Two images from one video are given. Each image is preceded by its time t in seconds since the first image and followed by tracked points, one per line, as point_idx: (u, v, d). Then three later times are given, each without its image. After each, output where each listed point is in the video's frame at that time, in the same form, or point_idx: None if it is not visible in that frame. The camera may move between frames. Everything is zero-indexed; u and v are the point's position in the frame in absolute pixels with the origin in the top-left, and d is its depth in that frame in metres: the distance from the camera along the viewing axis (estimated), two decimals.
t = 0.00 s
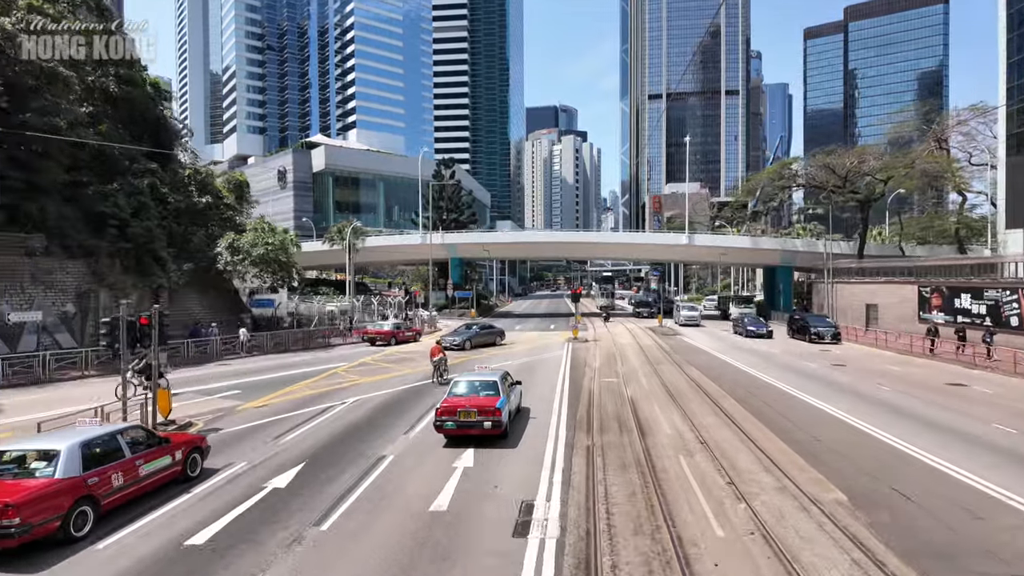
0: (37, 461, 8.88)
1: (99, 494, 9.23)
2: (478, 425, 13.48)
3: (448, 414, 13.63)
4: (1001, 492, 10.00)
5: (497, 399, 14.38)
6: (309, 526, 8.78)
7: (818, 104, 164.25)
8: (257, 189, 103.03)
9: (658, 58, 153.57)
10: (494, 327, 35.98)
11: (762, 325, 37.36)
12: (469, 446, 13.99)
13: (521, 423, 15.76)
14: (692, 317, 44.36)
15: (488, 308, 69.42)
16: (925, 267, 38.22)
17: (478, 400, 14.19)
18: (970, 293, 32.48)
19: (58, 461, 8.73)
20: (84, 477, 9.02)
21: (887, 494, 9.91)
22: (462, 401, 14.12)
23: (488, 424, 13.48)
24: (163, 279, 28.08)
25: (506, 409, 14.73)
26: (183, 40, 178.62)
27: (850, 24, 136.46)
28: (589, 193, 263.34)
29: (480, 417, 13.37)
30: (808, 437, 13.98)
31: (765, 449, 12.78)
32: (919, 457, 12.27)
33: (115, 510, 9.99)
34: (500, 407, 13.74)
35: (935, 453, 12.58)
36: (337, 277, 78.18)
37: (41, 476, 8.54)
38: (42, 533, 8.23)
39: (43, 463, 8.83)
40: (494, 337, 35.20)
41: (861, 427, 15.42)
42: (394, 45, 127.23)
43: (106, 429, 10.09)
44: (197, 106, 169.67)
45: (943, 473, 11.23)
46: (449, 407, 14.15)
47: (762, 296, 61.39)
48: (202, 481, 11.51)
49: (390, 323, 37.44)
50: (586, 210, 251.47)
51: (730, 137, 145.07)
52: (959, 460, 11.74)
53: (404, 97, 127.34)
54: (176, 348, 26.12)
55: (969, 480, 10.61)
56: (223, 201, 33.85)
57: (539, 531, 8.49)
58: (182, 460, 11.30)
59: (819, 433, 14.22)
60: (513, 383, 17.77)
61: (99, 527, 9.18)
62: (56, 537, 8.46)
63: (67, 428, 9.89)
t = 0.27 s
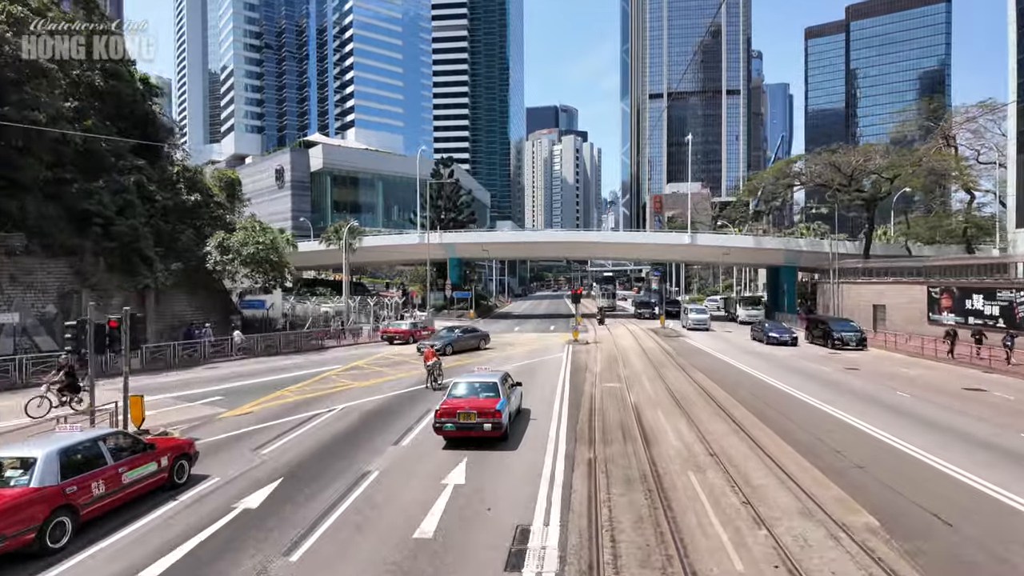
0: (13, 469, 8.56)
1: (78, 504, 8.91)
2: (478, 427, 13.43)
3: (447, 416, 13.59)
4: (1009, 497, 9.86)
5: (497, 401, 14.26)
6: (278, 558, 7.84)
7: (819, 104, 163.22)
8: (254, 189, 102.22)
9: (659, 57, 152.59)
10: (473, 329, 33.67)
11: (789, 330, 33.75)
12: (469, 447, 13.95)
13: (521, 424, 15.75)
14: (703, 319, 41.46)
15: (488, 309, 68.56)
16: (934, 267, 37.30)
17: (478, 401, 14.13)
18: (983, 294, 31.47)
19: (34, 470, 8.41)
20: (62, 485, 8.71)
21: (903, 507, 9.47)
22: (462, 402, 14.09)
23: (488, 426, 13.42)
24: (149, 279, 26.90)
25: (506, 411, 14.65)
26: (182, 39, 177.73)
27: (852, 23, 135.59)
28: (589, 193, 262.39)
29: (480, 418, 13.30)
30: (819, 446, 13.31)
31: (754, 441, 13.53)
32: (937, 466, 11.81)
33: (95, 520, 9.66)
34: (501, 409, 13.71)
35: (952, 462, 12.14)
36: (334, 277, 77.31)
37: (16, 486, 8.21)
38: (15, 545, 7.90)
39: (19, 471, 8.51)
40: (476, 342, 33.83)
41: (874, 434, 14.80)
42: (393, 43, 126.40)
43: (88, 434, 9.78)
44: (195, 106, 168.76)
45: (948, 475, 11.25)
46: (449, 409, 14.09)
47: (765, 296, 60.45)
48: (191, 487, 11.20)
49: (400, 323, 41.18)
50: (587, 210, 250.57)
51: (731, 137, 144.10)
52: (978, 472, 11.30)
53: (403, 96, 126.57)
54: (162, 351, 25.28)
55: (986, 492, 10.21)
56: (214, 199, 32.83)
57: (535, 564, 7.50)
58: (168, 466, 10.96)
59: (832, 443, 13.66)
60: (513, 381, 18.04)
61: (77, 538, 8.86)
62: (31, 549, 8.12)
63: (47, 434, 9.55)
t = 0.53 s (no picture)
0: None
1: (48, 517, 8.34)
2: (478, 429, 13.27)
3: (446, 418, 13.42)
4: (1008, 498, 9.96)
5: (497, 402, 14.14)
6: None
7: (820, 103, 162.36)
8: (251, 188, 101.28)
9: (660, 57, 151.94)
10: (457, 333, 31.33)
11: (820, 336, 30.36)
12: (467, 450, 13.78)
13: (520, 426, 15.64)
14: (715, 323, 38.43)
15: (486, 309, 67.66)
16: (943, 267, 36.29)
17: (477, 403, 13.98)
18: (995, 294, 30.49)
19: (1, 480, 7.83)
20: (31, 498, 8.13)
21: (921, 519, 9.11)
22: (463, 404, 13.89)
23: (487, 429, 13.24)
24: (134, 278, 25.85)
25: (506, 412, 14.50)
26: (180, 38, 176.53)
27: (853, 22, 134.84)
28: (590, 193, 261.65)
29: (479, 420, 13.16)
30: (830, 453, 12.65)
31: (757, 442, 13.29)
32: (937, 466, 11.88)
33: (67, 533, 9.06)
34: (500, 411, 13.57)
35: (962, 466, 11.91)
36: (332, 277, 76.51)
37: None
38: None
39: None
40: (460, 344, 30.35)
41: (882, 438, 14.28)
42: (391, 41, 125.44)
43: (61, 442, 9.20)
44: (194, 106, 167.70)
45: (945, 474, 11.35)
46: (449, 410, 13.95)
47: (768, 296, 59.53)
48: (172, 498, 10.56)
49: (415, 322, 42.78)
50: (587, 210, 249.68)
51: (731, 136, 143.18)
52: (985, 476, 11.11)
53: (401, 95, 125.67)
54: (147, 354, 24.41)
55: (990, 495, 10.13)
56: (203, 196, 31.82)
57: None
58: (147, 475, 10.35)
59: (839, 446, 13.28)
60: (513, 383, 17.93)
61: (47, 554, 8.28)
62: None
63: (16, 442, 8.96)
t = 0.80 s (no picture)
0: None
1: (9, 536, 7.66)
2: (478, 432, 13.11)
3: (445, 421, 13.30)
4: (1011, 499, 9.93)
5: (496, 406, 14.13)
6: None
7: (821, 104, 161.92)
8: (249, 188, 100.41)
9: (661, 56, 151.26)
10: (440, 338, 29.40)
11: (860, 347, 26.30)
12: (467, 454, 13.67)
13: (521, 429, 15.54)
14: (728, 327, 35.52)
15: (485, 310, 66.78)
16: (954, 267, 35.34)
17: (475, 406, 13.88)
18: (1007, 295, 29.52)
19: None
20: None
21: (935, 528, 8.78)
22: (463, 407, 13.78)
23: (486, 432, 13.06)
24: (118, 280, 24.91)
25: (505, 417, 14.41)
26: (178, 37, 175.36)
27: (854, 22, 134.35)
28: (590, 193, 260.71)
29: (478, 424, 13.02)
30: (845, 465, 11.93)
31: (767, 450, 12.77)
32: (954, 475, 11.34)
33: (33, 552, 8.37)
34: (499, 415, 13.53)
35: (972, 471, 11.66)
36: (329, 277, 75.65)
37: None
38: None
39: None
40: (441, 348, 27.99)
41: (895, 446, 13.63)
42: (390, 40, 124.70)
43: (27, 453, 8.50)
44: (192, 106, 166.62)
45: (962, 482, 10.90)
46: (446, 414, 13.83)
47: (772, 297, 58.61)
48: (149, 512, 9.82)
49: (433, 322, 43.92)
50: (587, 210, 248.78)
51: (732, 136, 142.40)
52: (992, 481, 10.99)
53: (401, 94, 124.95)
54: (130, 358, 23.46)
55: (1003, 502, 9.84)
56: (192, 194, 30.86)
57: None
58: (123, 487, 9.65)
59: (845, 452, 13.00)
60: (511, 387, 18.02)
61: None
62: None
63: None
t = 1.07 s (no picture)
0: None
1: None
2: (475, 436, 12.83)
3: (441, 425, 13.01)
4: (1009, 496, 9.95)
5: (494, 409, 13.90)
6: None
7: (821, 103, 161.31)
8: (245, 188, 99.56)
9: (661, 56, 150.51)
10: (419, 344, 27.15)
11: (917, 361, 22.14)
12: (465, 459, 13.43)
13: (520, 433, 15.23)
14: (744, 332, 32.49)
15: (484, 311, 65.92)
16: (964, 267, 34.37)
17: (473, 411, 13.69)
18: (1019, 295, 28.66)
19: None
20: None
21: (939, 530, 8.65)
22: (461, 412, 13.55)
23: (485, 436, 12.76)
24: (101, 280, 23.93)
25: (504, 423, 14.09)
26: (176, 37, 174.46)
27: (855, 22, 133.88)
28: (590, 194, 259.86)
29: (475, 427, 12.78)
30: (864, 478, 11.19)
31: (778, 461, 12.14)
32: (984, 488, 10.52)
33: None
34: (498, 418, 13.32)
35: (982, 477, 11.35)
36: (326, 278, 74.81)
37: None
38: None
39: None
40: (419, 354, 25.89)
41: (912, 456, 12.91)
42: (389, 39, 123.93)
43: None
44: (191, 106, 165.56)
45: (978, 491, 10.45)
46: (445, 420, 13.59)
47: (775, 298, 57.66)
48: (119, 529, 9.14)
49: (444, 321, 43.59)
50: (587, 210, 247.92)
51: (733, 136, 141.69)
52: (993, 482, 10.95)
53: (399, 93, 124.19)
54: (112, 361, 22.54)
55: (1011, 506, 9.63)
56: (179, 192, 29.89)
57: None
58: (91, 502, 9.02)
59: (848, 454, 12.89)
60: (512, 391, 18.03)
61: None
62: None
63: None
